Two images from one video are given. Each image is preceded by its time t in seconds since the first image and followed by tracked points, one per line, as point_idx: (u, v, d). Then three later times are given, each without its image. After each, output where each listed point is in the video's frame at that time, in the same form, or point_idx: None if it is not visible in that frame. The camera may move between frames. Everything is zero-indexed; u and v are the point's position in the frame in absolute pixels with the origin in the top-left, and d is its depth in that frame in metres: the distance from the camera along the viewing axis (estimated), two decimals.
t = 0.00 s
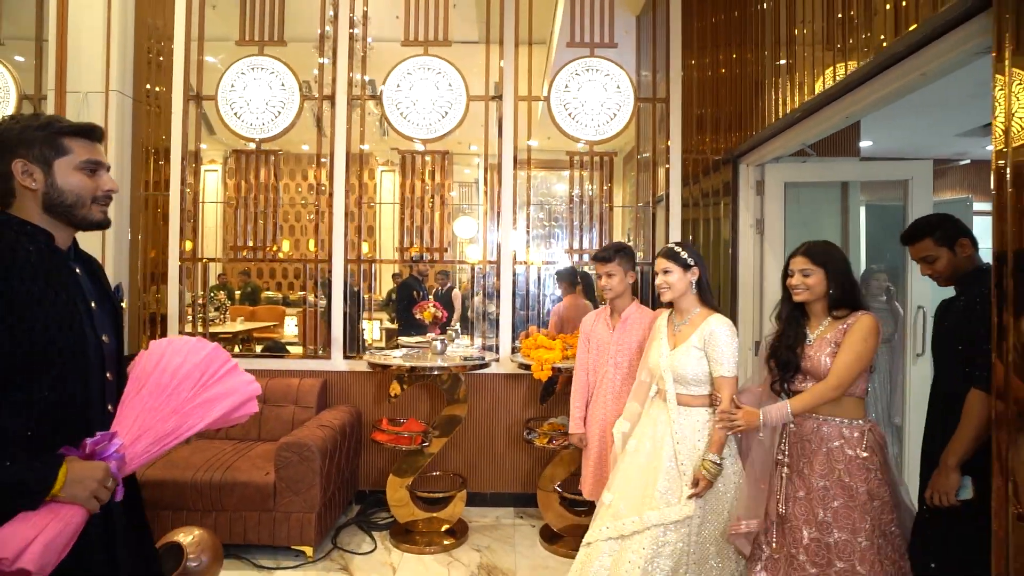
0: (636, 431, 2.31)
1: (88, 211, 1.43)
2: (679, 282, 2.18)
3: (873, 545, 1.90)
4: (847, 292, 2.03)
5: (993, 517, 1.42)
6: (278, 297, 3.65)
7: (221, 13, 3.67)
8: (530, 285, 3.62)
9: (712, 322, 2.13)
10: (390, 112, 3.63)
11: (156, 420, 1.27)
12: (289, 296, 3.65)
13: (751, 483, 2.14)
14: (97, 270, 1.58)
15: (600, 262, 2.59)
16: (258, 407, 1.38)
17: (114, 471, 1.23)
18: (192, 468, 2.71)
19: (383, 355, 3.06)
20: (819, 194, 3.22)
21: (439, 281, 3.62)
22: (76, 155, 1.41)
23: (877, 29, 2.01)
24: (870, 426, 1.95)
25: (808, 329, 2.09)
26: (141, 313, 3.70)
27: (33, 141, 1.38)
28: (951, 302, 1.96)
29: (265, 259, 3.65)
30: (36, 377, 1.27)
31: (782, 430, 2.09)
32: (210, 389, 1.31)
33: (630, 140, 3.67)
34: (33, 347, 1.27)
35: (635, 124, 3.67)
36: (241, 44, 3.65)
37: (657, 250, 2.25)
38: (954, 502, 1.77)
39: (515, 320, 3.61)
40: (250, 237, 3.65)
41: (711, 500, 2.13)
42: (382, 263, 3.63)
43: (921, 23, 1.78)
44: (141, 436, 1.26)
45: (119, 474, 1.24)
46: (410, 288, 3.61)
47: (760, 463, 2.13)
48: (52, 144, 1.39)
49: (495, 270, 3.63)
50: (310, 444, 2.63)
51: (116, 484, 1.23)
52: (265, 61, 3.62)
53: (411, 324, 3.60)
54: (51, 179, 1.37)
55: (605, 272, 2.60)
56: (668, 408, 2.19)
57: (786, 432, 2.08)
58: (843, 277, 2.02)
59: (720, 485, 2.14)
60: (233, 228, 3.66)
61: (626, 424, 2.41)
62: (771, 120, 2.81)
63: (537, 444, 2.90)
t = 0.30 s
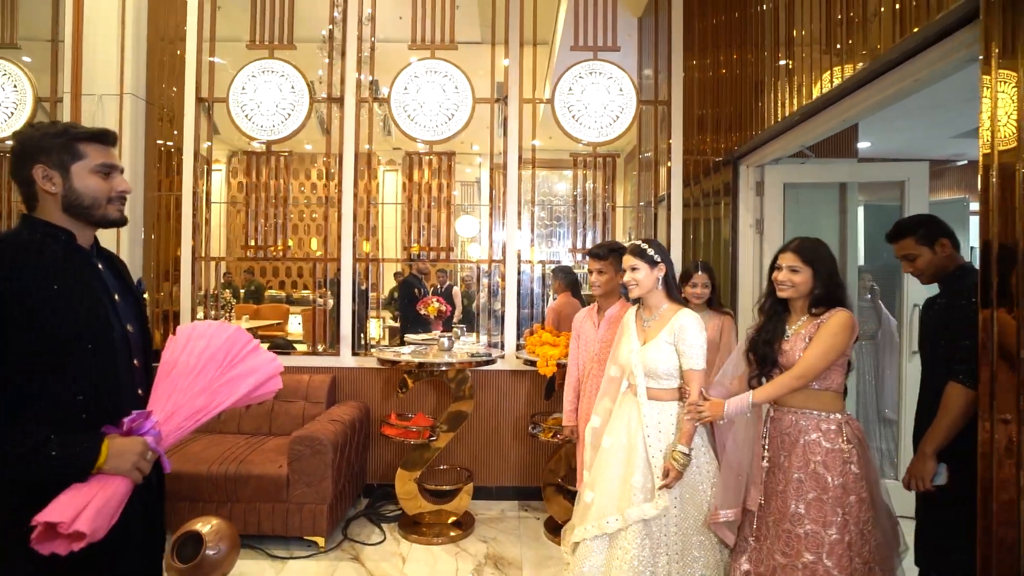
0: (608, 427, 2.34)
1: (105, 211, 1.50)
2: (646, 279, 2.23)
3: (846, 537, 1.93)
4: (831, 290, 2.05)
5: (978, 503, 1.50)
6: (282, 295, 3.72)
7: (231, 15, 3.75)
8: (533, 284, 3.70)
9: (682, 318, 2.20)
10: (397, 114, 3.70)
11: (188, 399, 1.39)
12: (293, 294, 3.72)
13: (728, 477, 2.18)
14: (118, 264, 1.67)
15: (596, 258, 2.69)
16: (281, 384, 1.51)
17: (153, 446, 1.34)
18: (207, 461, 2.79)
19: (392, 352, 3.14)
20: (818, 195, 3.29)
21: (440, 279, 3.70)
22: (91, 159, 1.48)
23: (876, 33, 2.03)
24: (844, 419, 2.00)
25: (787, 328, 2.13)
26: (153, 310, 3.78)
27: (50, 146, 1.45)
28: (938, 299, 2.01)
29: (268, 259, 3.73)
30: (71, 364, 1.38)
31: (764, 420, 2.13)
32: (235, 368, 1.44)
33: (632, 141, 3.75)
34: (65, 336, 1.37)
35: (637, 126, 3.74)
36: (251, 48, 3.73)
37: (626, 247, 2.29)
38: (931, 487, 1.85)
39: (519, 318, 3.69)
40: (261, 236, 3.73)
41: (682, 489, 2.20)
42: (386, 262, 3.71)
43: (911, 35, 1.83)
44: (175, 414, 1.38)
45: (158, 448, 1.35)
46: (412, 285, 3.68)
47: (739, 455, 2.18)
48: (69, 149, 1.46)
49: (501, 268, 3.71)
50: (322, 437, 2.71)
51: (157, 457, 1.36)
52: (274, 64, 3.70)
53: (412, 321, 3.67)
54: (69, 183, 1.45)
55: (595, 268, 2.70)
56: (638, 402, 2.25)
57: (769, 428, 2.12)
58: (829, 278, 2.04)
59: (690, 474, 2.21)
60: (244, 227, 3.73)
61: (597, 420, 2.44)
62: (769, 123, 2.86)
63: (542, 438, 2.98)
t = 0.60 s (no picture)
0: (596, 423, 2.34)
1: (120, 214, 1.56)
2: (629, 276, 2.23)
3: (804, 551, 1.90)
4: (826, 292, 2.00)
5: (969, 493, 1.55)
6: (286, 293, 3.78)
7: (241, 16, 3.82)
8: (538, 282, 3.75)
9: (664, 312, 2.20)
10: (404, 115, 3.77)
11: (196, 390, 1.47)
12: (298, 292, 3.79)
13: (701, 477, 2.28)
14: (135, 263, 1.72)
15: (586, 255, 2.76)
16: (284, 381, 1.58)
17: (161, 432, 1.43)
18: (220, 454, 2.85)
19: (400, 348, 3.20)
20: (819, 194, 3.36)
21: (443, 278, 3.77)
22: (110, 164, 1.54)
23: (882, 29, 2.04)
24: (820, 429, 1.99)
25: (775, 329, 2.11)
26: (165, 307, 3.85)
27: (74, 151, 1.51)
28: (925, 296, 2.03)
29: (276, 257, 3.79)
30: (92, 356, 1.45)
31: (742, 427, 2.15)
32: (241, 363, 1.51)
33: (635, 140, 3.80)
34: (84, 329, 1.44)
35: (640, 126, 3.80)
36: (262, 50, 3.80)
37: (608, 245, 2.29)
38: (927, 496, 1.90)
39: (524, 315, 3.74)
40: (271, 234, 3.80)
41: (673, 482, 2.20)
42: (391, 261, 3.77)
43: (912, 37, 1.87)
44: (183, 404, 1.46)
45: (168, 435, 1.44)
46: (411, 284, 3.75)
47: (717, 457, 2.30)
48: (92, 155, 1.53)
49: (506, 266, 3.77)
50: (332, 431, 2.78)
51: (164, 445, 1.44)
52: (283, 66, 3.78)
53: (413, 320, 3.74)
54: (88, 187, 1.51)
55: (585, 266, 2.78)
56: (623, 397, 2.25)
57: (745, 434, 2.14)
58: (822, 279, 2.00)
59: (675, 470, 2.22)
60: (254, 225, 3.81)
61: (583, 417, 2.44)
62: (773, 122, 2.90)
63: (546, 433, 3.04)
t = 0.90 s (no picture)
0: (582, 424, 2.35)
1: (139, 220, 1.61)
2: (618, 274, 2.24)
3: (800, 558, 1.82)
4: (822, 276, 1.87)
5: (977, 490, 1.55)
6: (297, 291, 3.84)
7: (255, 18, 3.88)
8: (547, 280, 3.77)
9: (650, 311, 2.20)
10: (415, 114, 3.80)
11: (201, 386, 1.53)
12: (308, 290, 3.84)
13: (690, 476, 2.17)
14: (151, 262, 1.77)
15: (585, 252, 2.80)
16: (285, 381, 1.66)
17: (165, 425, 1.48)
18: (234, 449, 2.90)
19: (412, 345, 3.24)
20: (830, 191, 3.36)
21: (452, 276, 3.80)
22: (136, 174, 1.58)
23: (892, 26, 2.04)
24: (810, 429, 1.90)
25: (772, 322, 2.01)
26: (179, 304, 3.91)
27: (103, 159, 1.55)
28: (923, 296, 2.01)
29: (287, 255, 3.84)
30: (99, 354, 1.48)
31: (730, 425, 2.06)
32: (245, 362, 1.59)
33: (644, 139, 3.81)
34: (97, 324, 1.48)
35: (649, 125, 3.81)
36: (274, 50, 3.85)
37: (598, 241, 2.29)
38: (893, 483, 1.91)
39: (534, 314, 3.77)
40: (284, 233, 3.85)
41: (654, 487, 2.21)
42: (401, 259, 3.81)
43: (922, 34, 1.87)
44: (187, 398, 1.52)
45: (169, 429, 1.49)
46: (416, 282, 3.79)
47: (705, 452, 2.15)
48: (120, 165, 1.57)
49: (516, 265, 3.79)
50: (344, 427, 2.82)
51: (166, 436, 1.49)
52: (296, 66, 3.82)
53: (422, 318, 3.78)
54: (113, 194, 1.56)
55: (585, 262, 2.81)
56: (607, 397, 2.25)
57: (734, 434, 2.05)
58: (824, 269, 1.87)
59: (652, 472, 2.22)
60: (267, 224, 3.86)
61: (572, 417, 2.45)
62: (783, 120, 2.90)
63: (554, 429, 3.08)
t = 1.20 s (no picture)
0: (576, 424, 2.27)
1: (152, 215, 1.63)
2: (612, 271, 2.14)
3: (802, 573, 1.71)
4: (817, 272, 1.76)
5: (1002, 493, 1.52)
6: (312, 288, 3.88)
7: (272, 17, 3.92)
8: (563, 278, 3.74)
9: (643, 308, 2.10)
10: (430, 112, 3.81)
11: (212, 380, 1.52)
12: (323, 287, 3.87)
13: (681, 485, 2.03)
14: (164, 260, 1.79)
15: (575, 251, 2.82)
16: (296, 378, 1.64)
17: (179, 417, 1.48)
18: (252, 443, 2.94)
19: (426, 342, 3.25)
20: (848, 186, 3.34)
21: (465, 273, 3.81)
22: (149, 170, 1.60)
23: (915, 19, 2.00)
24: (816, 435, 1.78)
25: (770, 322, 1.87)
26: (197, 299, 3.96)
27: (118, 154, 1.58)
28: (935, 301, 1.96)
29: (302, 252, 3.88)
30: (112, 345, 1.50)
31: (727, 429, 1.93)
32: (256, 357, 1.58)
33: (659, 136, 3.79)
34: (110, 317, 1.50)
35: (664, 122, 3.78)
36: (291, 49, 3.88)
37: (588, 237, 2.18)
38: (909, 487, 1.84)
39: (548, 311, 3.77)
40: (300, 230, 3.88)
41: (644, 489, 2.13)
42: (415, 256, 3.83)
43: (946, 28, 1.83)
44: (199, 392, 1.51)
45: (185, 421, 1.49)
46: (430, 280, 3.80)
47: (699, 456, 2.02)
48: (135, 160, 1.59)
49: (532, 262, 3.78)
50: (360, 422, 2.84)
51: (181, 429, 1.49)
52: (312, 64, 3.85)
53: (435, 315, 3.80)
54: (127, 188, 1.58)
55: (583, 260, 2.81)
56: (599, 397, 2.17)
57: (731, 443, 1.92)
58: (816, 263, 1.75)
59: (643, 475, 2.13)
60: (284, 221, 3.89)
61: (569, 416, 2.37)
62: (801, 116, 2.86)
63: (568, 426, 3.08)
